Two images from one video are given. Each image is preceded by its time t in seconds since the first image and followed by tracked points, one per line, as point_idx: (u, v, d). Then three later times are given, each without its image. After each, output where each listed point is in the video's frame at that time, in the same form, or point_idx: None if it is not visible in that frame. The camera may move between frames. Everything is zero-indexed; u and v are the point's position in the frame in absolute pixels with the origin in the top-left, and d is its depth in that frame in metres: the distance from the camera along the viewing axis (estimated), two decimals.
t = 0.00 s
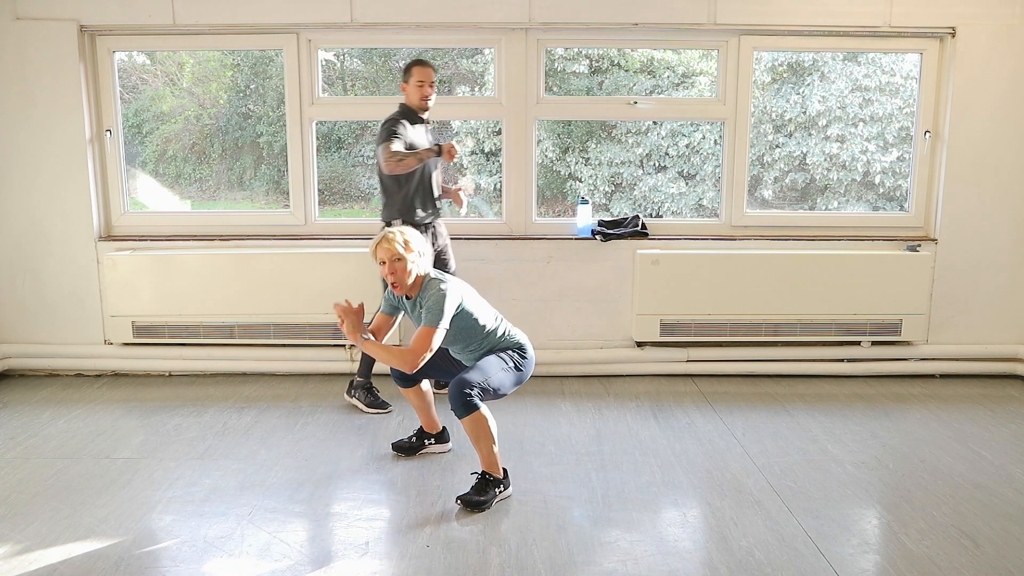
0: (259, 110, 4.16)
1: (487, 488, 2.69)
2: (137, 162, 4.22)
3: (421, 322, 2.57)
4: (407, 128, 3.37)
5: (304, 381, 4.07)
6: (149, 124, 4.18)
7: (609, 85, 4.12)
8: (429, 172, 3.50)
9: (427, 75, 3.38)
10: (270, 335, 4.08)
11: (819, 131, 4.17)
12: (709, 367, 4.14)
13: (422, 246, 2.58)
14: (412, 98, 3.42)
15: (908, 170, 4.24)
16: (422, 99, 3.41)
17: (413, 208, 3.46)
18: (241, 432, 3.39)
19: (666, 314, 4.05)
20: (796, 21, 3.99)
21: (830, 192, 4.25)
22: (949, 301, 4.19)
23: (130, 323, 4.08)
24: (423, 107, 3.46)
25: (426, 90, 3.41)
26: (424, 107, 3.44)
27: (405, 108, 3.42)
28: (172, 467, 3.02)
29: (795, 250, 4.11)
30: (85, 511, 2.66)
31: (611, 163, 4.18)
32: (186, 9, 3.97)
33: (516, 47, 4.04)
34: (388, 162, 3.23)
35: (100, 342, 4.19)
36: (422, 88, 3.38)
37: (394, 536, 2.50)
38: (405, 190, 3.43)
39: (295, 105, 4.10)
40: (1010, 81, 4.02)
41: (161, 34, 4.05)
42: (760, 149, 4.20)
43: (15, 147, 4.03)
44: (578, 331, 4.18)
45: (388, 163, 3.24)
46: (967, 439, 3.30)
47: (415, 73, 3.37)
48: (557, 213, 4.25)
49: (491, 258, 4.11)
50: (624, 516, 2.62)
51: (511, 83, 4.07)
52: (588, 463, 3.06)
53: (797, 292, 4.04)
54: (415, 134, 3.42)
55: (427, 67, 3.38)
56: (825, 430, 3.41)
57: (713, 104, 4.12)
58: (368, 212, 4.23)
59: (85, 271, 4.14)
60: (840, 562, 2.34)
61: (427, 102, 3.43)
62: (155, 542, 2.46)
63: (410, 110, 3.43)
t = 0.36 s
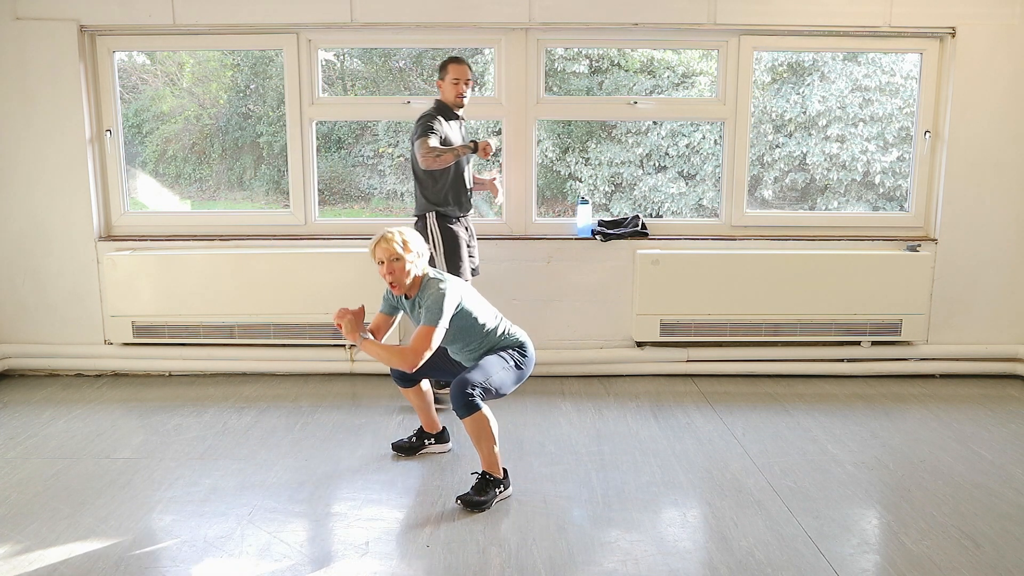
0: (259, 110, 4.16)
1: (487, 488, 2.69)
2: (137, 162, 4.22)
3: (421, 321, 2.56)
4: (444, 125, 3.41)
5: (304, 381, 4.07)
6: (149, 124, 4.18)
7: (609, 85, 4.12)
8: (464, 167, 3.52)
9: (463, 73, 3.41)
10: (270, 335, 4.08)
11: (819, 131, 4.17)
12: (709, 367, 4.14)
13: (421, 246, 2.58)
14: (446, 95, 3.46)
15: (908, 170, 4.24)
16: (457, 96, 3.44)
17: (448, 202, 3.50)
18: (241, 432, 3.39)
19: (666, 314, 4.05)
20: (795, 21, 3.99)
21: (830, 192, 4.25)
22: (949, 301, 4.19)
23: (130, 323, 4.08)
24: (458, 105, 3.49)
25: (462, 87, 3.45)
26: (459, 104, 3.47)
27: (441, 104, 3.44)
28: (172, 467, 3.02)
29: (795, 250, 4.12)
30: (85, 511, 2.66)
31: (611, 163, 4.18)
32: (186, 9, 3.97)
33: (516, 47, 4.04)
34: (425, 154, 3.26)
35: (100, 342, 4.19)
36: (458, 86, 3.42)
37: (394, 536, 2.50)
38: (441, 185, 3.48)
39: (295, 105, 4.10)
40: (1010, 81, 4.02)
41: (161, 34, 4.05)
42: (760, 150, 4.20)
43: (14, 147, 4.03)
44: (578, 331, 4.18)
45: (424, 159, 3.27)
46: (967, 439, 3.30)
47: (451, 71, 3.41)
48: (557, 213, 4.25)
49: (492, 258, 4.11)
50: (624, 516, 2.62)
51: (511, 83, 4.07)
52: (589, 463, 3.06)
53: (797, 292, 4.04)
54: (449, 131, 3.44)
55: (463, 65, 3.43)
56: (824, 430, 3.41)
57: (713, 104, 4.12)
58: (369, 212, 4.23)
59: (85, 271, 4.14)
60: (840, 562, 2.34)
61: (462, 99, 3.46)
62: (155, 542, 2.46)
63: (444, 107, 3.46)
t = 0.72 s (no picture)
0: (259, 110, 4.16)
1: (487, 488, 2.69)
2: (137, 162, 4.22)
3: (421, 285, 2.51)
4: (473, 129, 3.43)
5: (305, 381, 4.07)
6: (149, 124, 4.18)
7: (609, 85, 4.12)
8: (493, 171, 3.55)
9: (489, 76, 3.43)
10: (270, 335, 4.08)
11: (820, 131, 4.17)
12: (709, 367, 4.14)
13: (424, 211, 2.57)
14: (474, 98, 3.47)
15: (908, 170, 4.24)
16: (484, 99, 3.46)
17: (479, 207, 3.52)
18: (241, 432, 3.39)
19: (665, 314, 4.05)
20: (795, 21, 3.99)
21: (830, 192, 4.25)
22: (949, 301, 4.19)
23: (130, 323, 4.08)
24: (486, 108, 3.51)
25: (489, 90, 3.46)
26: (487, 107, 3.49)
27: (468, 108, 3.46)
28: (172, 467, 3.02)
29: (795, 250, 4.12)
30: (85, 511, 2.66)
31: (611, 163, 4.18)
32: (186, 9, 3.97)
33: (516, 46, 4.04)
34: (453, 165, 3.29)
35: (100, 342, 4.19)
36: (485, 88, 3.44)
37: (395, 536, 2.50)
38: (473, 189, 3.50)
39: (295, 105, 4.10)
40: (1010, 81, 4.02)
41: (161, 34, 4.05)
42: (760, 149, 4.20)
43: (14, 147, 4.03)
44: (578, 331, 4.18)
45: (450, 167, 3.29)
46: (967, 439, 3.30)
47: (478, 74, 3.43)
48: (557, 213, 4.25)
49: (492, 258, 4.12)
50: (624, 516, 2.62)
51: (510, 83, 4.07)
52: (588, 463, 3.06)
53: (797, 292, 4.04)
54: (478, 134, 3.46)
55: (489, 68, 3.44)
56: (824, 430, 3.41)
57: (713, 104, 4.12)
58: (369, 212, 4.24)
59: (85, 271, 4.14)
60: (840, 562, 2.34)
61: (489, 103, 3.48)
62: (155, 542, 2.46)
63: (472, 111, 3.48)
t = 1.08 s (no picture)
0: (259, 110, 4.16)
1: (487, 488, 2.69)
2: (137, 162, 4.22)
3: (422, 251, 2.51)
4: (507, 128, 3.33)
5: (305, 381, 4.07)
6: (149, 124, 4.18)
7: (609, 85, 4.12)
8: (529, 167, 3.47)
9: (513, 71, 3.33)
10: (270, 335, 4.08)
11: (819, 131, 4.18)
12: (709, 367, 4.14)
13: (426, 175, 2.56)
14: (502, 96, 3.37)
15: (908, 170, 4.24)
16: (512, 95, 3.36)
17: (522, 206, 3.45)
18: (242, 432, 3.39)
19: (665, 314, 4.05)
20: (795, 21, 3.99)
21: (830, 192, 4.25)
22: (949, 301, 4.19)
23: (130, 323, 4.08)
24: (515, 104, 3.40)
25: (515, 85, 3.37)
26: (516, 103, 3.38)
27: (497, 108, 3.34)
28: (172, 467, 3.02)
29: (795, 250, 4.12)
30: (85, 511, 2.66)
31: (611, 163, 4.18)
32: (186, 9, 3.97)
33: (516, 47, 4.04)
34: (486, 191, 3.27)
35: (100, 342, 4.19)
36: (511, 85, 3.34)
37: (395, 536, 2.50)
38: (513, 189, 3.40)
39: (295, 105, 4.10)
40: (1010, 81, 4.02)
41: (161, 34, 4.05)
42: (760, 149, 4.20)
43: (14, 147, 4.03)
44: (578, 331, 4.18)
45: (484, 197, 3.28)
46: (967, 440, 3.30)
47: (500, 72, 3.33)
48: (557, 213, 4.24)
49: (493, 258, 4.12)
50: (624, 516, 2.62)
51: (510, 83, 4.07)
52: (589, 463, 3.06)
53: (796, 292, 4.04)
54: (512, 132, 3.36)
55: (512, 63, 3.34)
56: (825, 430, 3.41)
57: (713, 104, 4.12)
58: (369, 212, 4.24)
59: (85, 271, 4.14)
60: (840, 562, 2.34)
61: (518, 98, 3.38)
62: (155, 542, 2.46)
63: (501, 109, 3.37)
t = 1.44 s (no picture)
0: (259, 110, 4.16)
1: (487, 488, 2.69)
2: (137, 162, 4.22)
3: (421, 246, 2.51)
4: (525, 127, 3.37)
5: (305, 381, 4.07)
6: (149, 124, 4.18)
7: (609, 85, 4.12)
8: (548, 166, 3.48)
9: (534, 68, 3.37)
10: (270, 335, 4.08)
11: (819, 131, 4.18)
12: (709, 367, 4.14)
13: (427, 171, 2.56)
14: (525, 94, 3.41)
15: (908, 170, 4.24)
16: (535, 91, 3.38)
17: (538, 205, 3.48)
18: (242, 432, 3.39)
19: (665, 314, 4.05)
20: (795, 21, 3.99)
21: (830, 192, 4.25)
22: (948, 301, 4.19)
23: (130, 323, 4.08)
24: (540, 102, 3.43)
25: (539, 83, 3.39)
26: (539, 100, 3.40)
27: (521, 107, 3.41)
28: (172, 467, 3.02)
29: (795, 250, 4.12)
30: (85, 511, 2.66)
31: (611, 163, 4.18)
32: (186, 9, 3.97)
33: (516, 47, 4.04)
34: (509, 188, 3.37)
35: (100, 342, 4.19)
36: (532, 81, 3.37)
37: (395, 536, 2.50)
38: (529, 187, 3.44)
39: (295, 105, 4.10)
40: (1010, 81, 4.02)
41: (161, 34, 4.05)
42: (760, 149, 4.20)
43: (14, 146, 4.03)
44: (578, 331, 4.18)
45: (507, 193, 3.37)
46: (967, 440, 3.30)
47: (523, 70, 3.38)
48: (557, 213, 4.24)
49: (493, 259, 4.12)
50: (624, 517, 2.62)
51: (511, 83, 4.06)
52: (588, 463, 3.06)
53: (796, 292, 4.04)
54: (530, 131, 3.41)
55: (534, 61, 3.38)
56: (825, 430, 3.41)
57: (713, 104, 4.12)
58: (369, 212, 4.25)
59: (85, 271, 4.14)
60: (840, 562, 2.34)
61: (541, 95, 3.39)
62: (155, 542, 2.46)
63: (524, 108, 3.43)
